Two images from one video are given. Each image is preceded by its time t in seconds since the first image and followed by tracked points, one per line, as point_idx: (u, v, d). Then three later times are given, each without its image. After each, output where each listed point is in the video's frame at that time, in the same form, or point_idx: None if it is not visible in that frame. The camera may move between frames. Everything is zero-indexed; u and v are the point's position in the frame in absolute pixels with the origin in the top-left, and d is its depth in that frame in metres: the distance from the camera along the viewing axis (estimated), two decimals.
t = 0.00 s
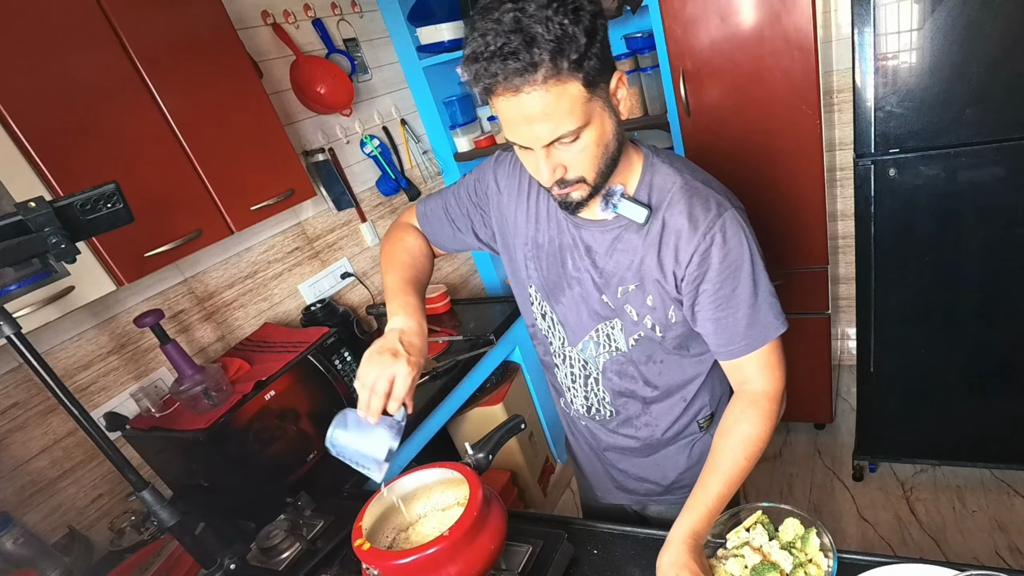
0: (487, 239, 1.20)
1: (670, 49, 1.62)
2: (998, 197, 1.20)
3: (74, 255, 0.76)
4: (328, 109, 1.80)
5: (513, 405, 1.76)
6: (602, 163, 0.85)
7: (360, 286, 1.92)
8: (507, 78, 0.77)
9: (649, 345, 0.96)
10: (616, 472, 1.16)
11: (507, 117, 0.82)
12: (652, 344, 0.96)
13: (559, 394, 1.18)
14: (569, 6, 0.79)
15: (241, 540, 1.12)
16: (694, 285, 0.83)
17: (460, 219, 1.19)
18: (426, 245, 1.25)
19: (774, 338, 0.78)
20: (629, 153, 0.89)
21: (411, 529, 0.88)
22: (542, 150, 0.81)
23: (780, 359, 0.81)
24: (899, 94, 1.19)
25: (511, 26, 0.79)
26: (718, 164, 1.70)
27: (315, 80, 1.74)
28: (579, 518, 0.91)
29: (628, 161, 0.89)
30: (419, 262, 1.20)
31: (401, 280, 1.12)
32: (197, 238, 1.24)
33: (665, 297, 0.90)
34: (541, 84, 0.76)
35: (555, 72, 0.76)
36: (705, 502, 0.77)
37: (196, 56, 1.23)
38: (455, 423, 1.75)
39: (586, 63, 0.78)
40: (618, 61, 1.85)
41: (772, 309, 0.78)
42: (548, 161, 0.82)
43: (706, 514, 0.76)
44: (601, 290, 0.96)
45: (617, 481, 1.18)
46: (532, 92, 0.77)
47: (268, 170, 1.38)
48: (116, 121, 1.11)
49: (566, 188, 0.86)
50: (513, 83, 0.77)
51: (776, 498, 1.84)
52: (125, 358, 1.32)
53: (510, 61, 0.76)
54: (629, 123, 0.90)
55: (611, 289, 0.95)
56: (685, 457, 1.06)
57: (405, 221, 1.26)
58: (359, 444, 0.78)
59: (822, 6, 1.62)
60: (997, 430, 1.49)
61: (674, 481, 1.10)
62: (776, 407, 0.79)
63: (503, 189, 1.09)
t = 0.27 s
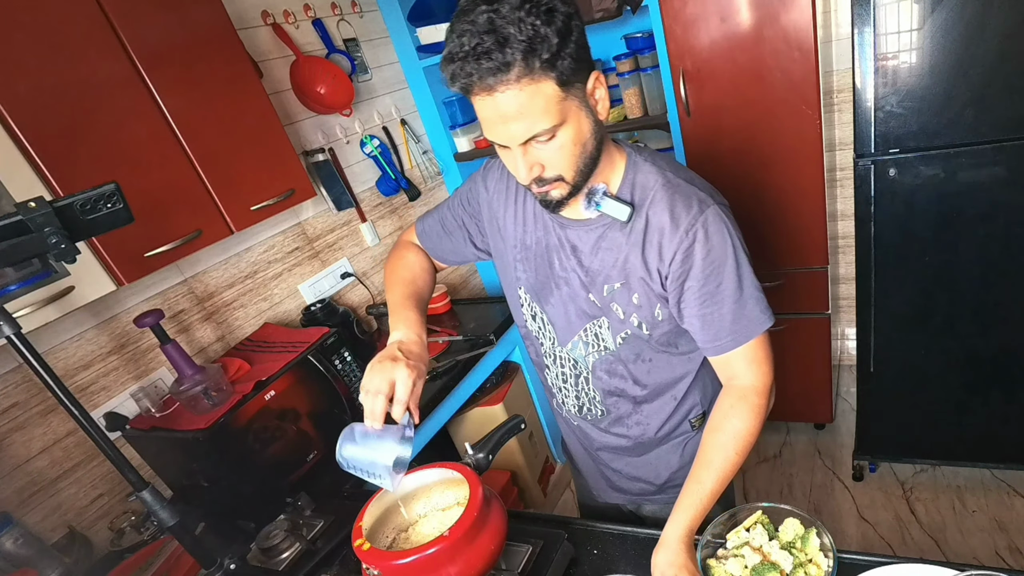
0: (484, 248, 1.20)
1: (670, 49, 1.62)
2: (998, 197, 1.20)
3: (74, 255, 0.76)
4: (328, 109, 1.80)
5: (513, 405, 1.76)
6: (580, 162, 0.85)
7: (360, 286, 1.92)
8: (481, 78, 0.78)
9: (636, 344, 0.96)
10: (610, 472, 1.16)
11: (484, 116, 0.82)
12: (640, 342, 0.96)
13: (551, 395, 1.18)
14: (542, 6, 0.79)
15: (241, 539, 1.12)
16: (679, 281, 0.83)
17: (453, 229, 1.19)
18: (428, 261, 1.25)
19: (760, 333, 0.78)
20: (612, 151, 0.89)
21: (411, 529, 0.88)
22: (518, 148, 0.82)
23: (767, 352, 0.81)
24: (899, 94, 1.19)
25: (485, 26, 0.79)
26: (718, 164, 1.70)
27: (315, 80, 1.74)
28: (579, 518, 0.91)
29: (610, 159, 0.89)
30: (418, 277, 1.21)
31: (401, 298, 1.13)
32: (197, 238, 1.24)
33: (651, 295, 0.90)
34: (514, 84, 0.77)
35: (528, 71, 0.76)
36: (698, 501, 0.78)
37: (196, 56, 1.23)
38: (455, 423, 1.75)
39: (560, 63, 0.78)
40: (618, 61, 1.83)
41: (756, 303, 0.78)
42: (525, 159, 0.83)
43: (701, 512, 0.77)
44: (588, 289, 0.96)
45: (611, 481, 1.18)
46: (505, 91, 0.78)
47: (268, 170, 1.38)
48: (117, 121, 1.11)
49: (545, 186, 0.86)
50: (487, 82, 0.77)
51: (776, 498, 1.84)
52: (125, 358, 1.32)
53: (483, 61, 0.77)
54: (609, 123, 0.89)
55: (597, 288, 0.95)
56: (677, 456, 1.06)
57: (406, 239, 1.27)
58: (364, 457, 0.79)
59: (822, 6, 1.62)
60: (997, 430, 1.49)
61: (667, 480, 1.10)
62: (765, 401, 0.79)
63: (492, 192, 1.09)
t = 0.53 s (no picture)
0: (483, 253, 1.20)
1: (670, 49, 1.62)
2: (998, 197, 1.20)
3: (74, 255, 0.76)
4: (328, 109, 1.80)
5: (512, 405, 1.76)
6: (556, 166, 0.85)
7: (359, 286, 1.92)
8: (452, 81, 0.79)
9: (625, 341, 0.96)
10: (604, 471, 1.16)
11: (461, 117, 0.83)
12: (629, 340, 0.96)
13: (544, 395, 1.18)
14: (518, 12, 0.79)
15: (241, 539, 1.12)
16: (666, 278, 0.83)
17: (451, 239, 1.19)
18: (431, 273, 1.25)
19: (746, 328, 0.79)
20: (595, 150, 0.89)
21: (411, 529, 0.88)
22: (490, 149, 0.83)
23: (757, 344, 0.81)
24: (899, 94, 1.18)
25: (460, 31, 0.79)
26: (718, 164, 1.70)
27: (315, 80, 1.74)
28: (579, 518, 0.91)
29: (593, 159, 0.89)
30: (421, 290, 1.19)
31: (398, 309, 1.13)
32: (197, 238, 1.24)
33: (639, 292, 0.90)
34: (484, 88, 0.78)
35: (497, 77, 0.77)
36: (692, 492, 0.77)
37: (196, 56, 1.23)
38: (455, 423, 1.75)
39: (530, 69, 0.78)
40: (618, 61, 1.84)
41: (742, 298, 0.78)
42: (496, 159, 0.84)
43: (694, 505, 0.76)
44: (575, 287, 0.96)
45: (605, 480, 1.18)
46: (478, 93, 0.79)
47: (267, 170, 1.38)
48: (117, 121, 1.11)
49: (517, 187, 0.87)
50: (458, 85, 0.79)
51: (776, 498, 1.84)
52: (125, 358, 1.32)
53: (454, 65, 0.78)
54: (589, 128, 0.89)
55: (585, 286, 0.95)
56: (671, 455, 1.06)
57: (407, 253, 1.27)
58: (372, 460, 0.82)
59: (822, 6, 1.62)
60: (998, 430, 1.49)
61: (662, 478, 1.09)
62: (755, 393, 0.79)
63: (480, 196, 1.09)
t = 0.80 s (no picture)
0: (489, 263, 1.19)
1: (670, 49, 1.62)
2: (998, 197, 1.20)
3: (74, 255, 0.76)
4: (328, 109, 1.80)
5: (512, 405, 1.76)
6: (541, 169, 0.86)
7: (359, 286, 1.92)
8: (439, 83, 0.79)
9: (619, 339, 0.96)
10: (599, 471, 1.16)
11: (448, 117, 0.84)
12: (624, 337, 0.96)
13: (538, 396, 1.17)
14: (505, 17, 0.78)
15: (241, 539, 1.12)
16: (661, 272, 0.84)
17: (454, 253, 1.19)
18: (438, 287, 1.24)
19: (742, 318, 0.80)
20: (583, 150, 0.90)
21: (411, 529, 0.88)
22: (476, 149, 0.84)
23: (756, 332, 0.82)
24: (899, 94, 1.18)
25: (447, 33, 0.79)
26: (718, 164, 1.70)
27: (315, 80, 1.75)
28: (579, 518, 0.90)
29: (581, 158, 0.89)
30: (427, 307, 1.18)
31: (404, 327, 1.11)
32: (196, 239, 1.24)
33: (632, 288, 0.90)
34: (470, 91, 0.78)
35: (482, 81, 0.77)
36: (690, 469, 0.78)
37: (196, 57, 1.23)
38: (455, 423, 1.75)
39: (516, 75, 0.78)
40: (618, 61, 1.84)
41: (737, 288, 0.79)
42: (482, 160, 0.85)
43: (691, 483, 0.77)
44: (568, 286, 0.96)
45: (600, 481, 1.17)
46: (464, 96, 0.79)
47: (267, 170, 1.38)
48: (117, 121, 1.11)
49: (503, 187, 0.88)
50: (444, 88, 0.79)
51: (776, 498, 1.84)
52: (125, 358, 1.32)
53: (440, 68, 0.78)
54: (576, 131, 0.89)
55: (578, 284, 0.95)
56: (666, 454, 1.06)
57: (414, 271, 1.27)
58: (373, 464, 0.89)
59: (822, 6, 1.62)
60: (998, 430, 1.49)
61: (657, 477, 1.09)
62: (754, 377, 0.80)
63: (473, 202, 1.09)
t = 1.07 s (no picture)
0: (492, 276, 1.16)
1: (670, 49, 1.62)
2: (998, 197, 1.20)
3: (74, 255, 0.76)
4: (328, 109, 1.80)
5: (512, 405, 1.76)
6: (523, 160, 0.87)
7: (360, 286, 1.92)
8: (417, 78, 0.82)
9: (613, 329, 0.95)
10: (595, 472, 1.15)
11: (430, 114, 0.86)
12: (618, 325, 0.95)
13: (535, 401, 1.17)
14: (476, 12, 0.82)
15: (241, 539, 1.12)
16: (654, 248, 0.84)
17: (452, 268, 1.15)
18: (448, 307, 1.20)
19: (739, 279, 0.78)
20: (562, 145, 0.92)
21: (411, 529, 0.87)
22: (458, 143, 0.86)
23: (760, 290, 0.80)
24: (899, 94, 1.18)
25: (422, 30, 0.82)
26: (718, 164, 1.70)
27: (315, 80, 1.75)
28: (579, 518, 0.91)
29: (561, 152, 0.91)
30: (430, 322, 1.15)
31: (406, 344, 1.08)
32: (196, 238, 1.24)
33: (622, 275, 0.90)
34: (449, 82, 0.81)
35: (460, 71, 0.80)
36: (687, 401, 0.71)
37: (196, 56, 1.23)
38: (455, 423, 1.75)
39: (491, 64, 0.81)
40: (618, 61, 1.84)
41: (728, 251, 0.79)
42: (465, 154, 0.87)
43: (682, 420, 0.70)
44: (559, 279, 0.96)
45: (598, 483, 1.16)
46: (443, 89, 0.81)
47: (267, 170, 1.38)
48: (117, 121, 1.11)
49: (487, 181, 0.89)
50: (424, 82, 0.81)
51: (776, 498, 1.84)
52: (125, 358, 1.32)
53: (419, 61, 0.80)
54: (553, 123, 0.91)
55: (569, 276, 0.94)
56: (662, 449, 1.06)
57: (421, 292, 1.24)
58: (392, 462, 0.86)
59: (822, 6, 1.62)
60: (998, 430, 1.49)
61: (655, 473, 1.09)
62: (762, 332, 0.75)
63: (457, 213, 1.09)
